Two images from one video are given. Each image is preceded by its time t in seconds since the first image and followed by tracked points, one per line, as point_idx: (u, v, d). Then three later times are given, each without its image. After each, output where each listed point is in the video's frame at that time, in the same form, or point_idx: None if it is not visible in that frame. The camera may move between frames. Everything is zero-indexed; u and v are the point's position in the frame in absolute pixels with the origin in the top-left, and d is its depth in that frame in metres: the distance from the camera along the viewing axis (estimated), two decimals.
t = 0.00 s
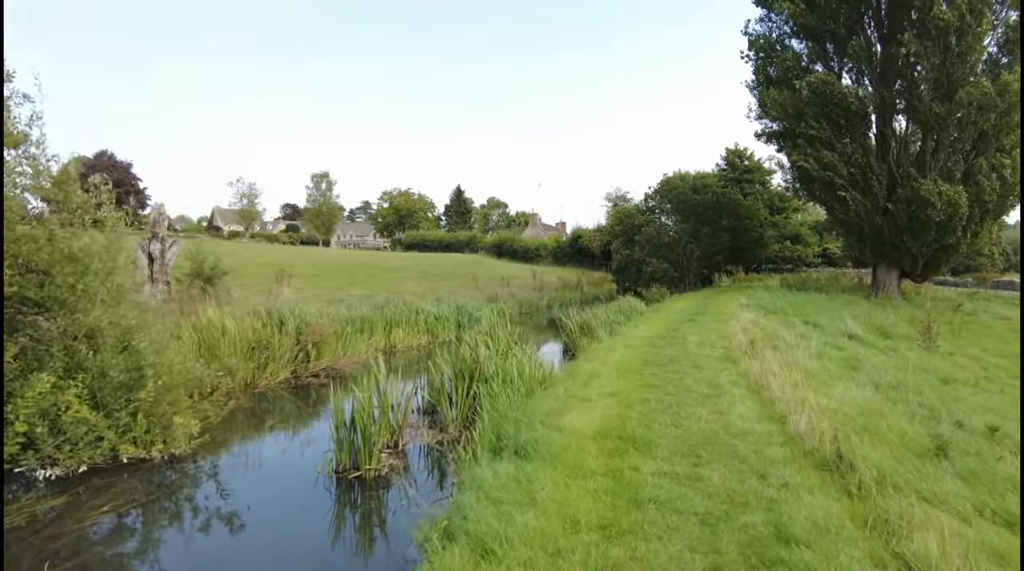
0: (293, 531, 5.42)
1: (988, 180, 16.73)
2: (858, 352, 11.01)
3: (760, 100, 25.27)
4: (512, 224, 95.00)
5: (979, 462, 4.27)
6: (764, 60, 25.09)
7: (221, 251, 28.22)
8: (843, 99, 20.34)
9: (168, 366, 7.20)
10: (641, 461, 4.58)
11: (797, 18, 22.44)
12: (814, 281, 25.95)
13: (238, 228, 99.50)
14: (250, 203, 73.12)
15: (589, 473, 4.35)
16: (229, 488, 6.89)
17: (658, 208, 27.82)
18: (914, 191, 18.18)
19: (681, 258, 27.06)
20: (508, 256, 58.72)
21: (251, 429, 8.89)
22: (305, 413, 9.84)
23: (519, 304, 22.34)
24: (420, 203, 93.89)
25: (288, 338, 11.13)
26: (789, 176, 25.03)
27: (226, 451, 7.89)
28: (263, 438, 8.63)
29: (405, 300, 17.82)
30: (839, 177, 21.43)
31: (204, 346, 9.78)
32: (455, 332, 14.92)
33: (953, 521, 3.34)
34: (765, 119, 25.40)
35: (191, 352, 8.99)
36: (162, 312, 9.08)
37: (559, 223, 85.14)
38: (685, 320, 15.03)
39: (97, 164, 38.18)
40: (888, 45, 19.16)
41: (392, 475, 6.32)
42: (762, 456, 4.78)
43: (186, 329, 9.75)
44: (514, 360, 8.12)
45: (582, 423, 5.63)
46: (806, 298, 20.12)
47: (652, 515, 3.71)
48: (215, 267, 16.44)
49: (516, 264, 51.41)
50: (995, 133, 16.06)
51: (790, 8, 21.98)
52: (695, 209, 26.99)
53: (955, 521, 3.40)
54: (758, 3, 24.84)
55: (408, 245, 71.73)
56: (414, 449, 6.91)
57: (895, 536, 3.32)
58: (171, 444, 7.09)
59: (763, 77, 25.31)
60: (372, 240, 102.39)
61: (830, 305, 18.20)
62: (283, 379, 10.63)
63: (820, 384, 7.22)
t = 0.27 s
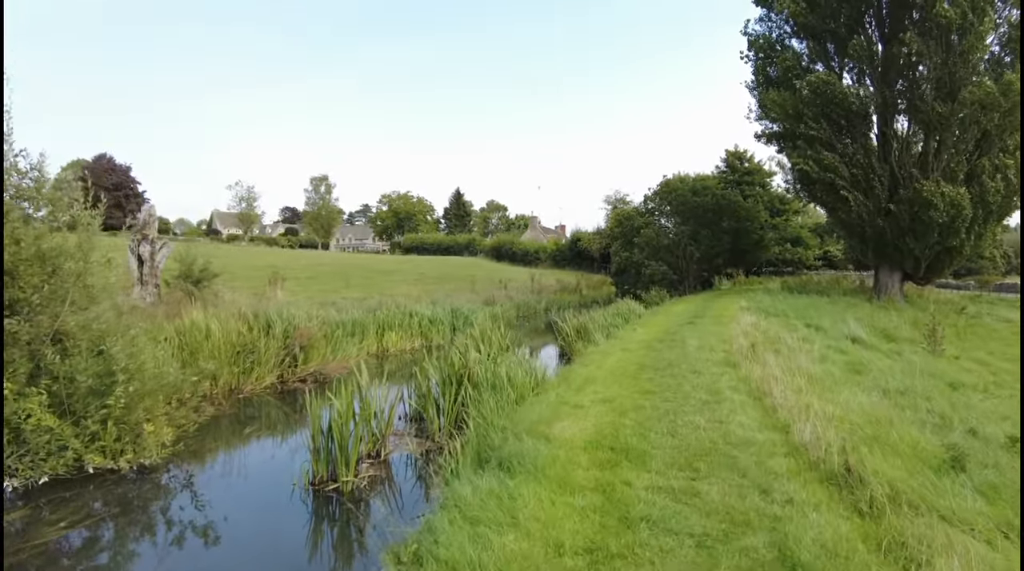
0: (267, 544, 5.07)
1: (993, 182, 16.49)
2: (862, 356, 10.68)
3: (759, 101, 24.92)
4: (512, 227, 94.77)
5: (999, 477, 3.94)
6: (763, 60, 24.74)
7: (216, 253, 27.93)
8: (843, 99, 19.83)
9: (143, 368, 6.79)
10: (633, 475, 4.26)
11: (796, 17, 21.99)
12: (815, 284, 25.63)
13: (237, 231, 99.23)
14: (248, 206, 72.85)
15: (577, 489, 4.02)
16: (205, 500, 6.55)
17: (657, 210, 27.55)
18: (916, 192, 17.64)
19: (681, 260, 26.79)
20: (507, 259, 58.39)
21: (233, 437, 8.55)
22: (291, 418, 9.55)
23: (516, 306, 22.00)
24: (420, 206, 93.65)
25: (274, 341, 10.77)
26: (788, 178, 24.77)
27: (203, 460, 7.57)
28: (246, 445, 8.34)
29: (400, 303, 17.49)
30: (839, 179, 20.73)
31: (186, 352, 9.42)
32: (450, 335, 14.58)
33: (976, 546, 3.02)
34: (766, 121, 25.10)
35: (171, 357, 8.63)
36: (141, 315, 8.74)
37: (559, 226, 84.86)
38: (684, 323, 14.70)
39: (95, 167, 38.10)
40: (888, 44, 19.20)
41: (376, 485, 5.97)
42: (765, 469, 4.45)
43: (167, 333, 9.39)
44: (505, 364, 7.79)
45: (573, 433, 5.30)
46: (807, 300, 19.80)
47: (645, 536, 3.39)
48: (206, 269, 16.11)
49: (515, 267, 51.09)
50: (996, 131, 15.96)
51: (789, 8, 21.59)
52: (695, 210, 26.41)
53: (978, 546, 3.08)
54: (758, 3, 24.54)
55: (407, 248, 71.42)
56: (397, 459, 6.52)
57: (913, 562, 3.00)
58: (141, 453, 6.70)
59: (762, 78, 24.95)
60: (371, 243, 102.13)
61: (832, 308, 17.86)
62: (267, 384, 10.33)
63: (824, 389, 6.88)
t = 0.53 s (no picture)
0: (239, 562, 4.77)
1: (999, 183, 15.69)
2: (869, 364, 10.35)
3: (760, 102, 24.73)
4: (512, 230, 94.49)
5: None
6: (765, 61, 24.49)
7: (212, 256, 27.63)
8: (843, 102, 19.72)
9: (115, 378, 6.32)
10: (629, 497, 3.95)
11: (798, 18, 21.75)
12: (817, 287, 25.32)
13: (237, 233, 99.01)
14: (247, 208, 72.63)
15: (569, 515, 3.72)
16: (182, 516, 6.23)
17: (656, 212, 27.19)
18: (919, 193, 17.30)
19: (681, 264, 26.56)
20: (507, 262, 58.08)
21: (216, 449, 8.24)
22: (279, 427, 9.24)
23: (514, 310, 21.69)
24: (419, 208, 93.40)
25: (262, 346, 10.43)
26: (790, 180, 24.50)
27: (182, 474, 7.25)
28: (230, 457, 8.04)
29: (395, 307, 17.18)
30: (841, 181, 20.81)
31: (171, 361, 9.13)
32: (445, 340, 14.27)
33: None
34: (767, 122, 24.78)
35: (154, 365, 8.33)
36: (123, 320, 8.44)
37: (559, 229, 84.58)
38: (685, 328, 14.38)
39: (95, 170, 37.91)
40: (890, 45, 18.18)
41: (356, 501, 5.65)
42: (772, 491, 4.14)
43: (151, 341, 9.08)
44: (499, 372, 7.48)
45: (566, 449, 4.99)
46: (809, 304, 19.49)
47: None
48: (197, 273, 15.78)
49: (514, 270, 50.79)
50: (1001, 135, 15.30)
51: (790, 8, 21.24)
52: (696, 213, 25.76)
53: None
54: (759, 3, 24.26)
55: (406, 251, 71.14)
56: (383, 473, 6.19)
57: None
58: (113, 468, 6.33)
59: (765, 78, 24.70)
60: (371, 246, 101.89)
61: (835, 312, 17.56)
62: (256, 389, 10.13)
63: (831, 400, 6.57)
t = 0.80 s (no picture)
0: None
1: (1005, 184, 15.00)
2: (877, 369, 10.01)
3: (762, 102, 24.37)
4: (512, 231, 94.17)
5: None
6: (768, 59, 24.11)
7: (208, 258, 27.34)
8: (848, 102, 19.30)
9: (86, 385, 5.92)
10: (628, 519, 3.64)
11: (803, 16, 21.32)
12: (819, 289, 25.00)
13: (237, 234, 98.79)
14: (248, 210, 72.42)
15: (560, 538, 3.40)
16: (157, 530, 5.90)
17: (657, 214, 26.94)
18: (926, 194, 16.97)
19: (682, 266, 26.26)
20: (507, 263, 57.77)
21: (199, 457, 7.94)
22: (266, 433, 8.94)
23: (513, 313, 21.37)
24: (419, 210, 93.22)
25: (251, 350, 10.13)
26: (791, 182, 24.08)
27: (160, 485, 6.91)
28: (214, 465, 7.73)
29: (391, 309, 16.87)
30: (846, 181, 20.37)
31: (155, 366, 8.80)
32: (441, 343, 13.96)
33: None
34: (768, 122, 24.35)
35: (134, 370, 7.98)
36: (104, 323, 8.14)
37: (560, 231, 84.31)
38: (687, 331, 14.05)
39: (94, 171, 37.78)
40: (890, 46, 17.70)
41: (338, 515, 5.34)
42: (782, 511, 3.81)
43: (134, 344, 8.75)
44: (492, 378, 7.16)
45: (561, 462, 4.67)
46: (813, 307, 19.15)
47: None
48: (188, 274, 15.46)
49: (514, 272, 50.47)
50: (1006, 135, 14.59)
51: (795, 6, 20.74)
52: (697, 214, 25.52)
53: None
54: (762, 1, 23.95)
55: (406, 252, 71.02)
56: (368, 485, 5.88)
57: None
58: (80, 481, 5.97)
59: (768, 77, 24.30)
60: (371, 248, 101.61)
61: (840, 315, 17.21)
62: (242, 395, 9.79)
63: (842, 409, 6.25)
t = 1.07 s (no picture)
0: None
1: (1009, 186, 15.32)
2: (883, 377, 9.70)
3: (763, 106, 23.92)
4: (512, 235, 93.92)
5: None
6: (769, 63, 23.71)
7: (205, 262, 27.05)
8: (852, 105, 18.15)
9: (53, 396, 5.56)
10: (623, 549, 3.33)
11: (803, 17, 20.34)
12: (821, 294, 24.68)
13: (237, 238, 98.44)
14: (248, 213, 72.20)
15: None
16: (130, 547, 5.57)
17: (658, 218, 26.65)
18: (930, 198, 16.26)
19: (683, 270, 25.96)
20: (507, 268, 57.46)
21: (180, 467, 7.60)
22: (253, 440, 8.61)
23: (511, 317, 21.05)
24: (420, 214, 93.02)
25: (240, 357, 9.84)
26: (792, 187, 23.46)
27: (135, 499, 6.56)
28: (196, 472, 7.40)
29: (387, 314, 16.55)
30: (849, 185, 19.11)
31: (134, 377, 8.46)
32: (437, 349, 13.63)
33: None
34: (770, 126, 23.94)
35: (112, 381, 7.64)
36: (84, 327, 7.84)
37: (560, 235, 84.00)
38: (688, 337, 13.74)
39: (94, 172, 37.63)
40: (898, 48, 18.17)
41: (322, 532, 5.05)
42: (792, 538, 3.49)
43: (114, 352, 8.41)
44: (484, 388, 6.85)
45: (552, 482, 4.35)
46: (816, 312, 18.82)
47: None
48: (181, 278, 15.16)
49: (514, 276, 50.15)
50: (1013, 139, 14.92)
51: (797, 6, 19.92)
52: (697, 218, 25.31)
53: None
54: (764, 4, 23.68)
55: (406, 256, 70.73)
56: (351, 503, 5.57)
57: None
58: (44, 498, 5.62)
59: (769, 80, 23.83)
60: (371, 252, 101.37)
61: (844, 320, 16.87)
62: (228, 403, 9.48)
63: (850, 422, 5.93)
